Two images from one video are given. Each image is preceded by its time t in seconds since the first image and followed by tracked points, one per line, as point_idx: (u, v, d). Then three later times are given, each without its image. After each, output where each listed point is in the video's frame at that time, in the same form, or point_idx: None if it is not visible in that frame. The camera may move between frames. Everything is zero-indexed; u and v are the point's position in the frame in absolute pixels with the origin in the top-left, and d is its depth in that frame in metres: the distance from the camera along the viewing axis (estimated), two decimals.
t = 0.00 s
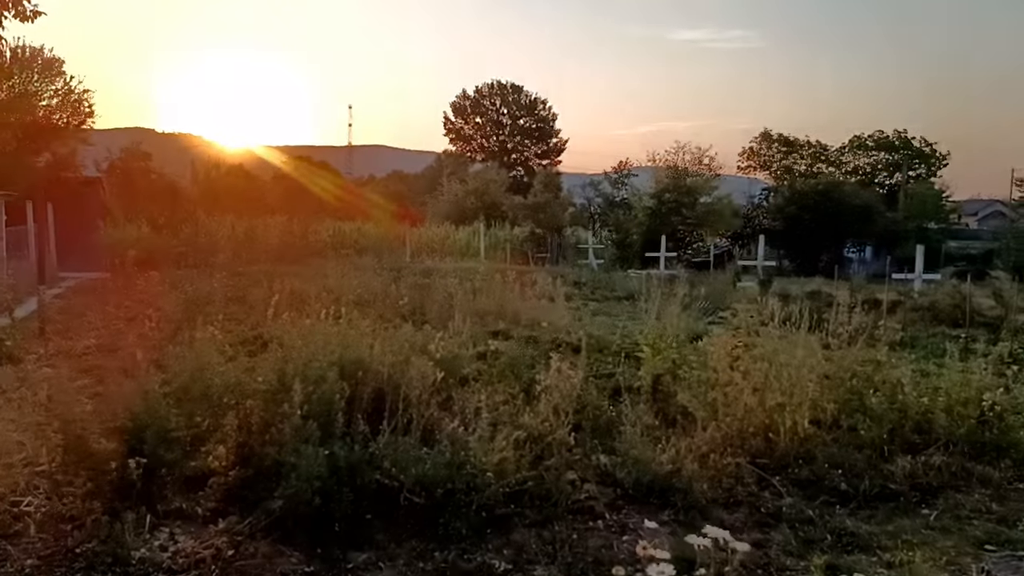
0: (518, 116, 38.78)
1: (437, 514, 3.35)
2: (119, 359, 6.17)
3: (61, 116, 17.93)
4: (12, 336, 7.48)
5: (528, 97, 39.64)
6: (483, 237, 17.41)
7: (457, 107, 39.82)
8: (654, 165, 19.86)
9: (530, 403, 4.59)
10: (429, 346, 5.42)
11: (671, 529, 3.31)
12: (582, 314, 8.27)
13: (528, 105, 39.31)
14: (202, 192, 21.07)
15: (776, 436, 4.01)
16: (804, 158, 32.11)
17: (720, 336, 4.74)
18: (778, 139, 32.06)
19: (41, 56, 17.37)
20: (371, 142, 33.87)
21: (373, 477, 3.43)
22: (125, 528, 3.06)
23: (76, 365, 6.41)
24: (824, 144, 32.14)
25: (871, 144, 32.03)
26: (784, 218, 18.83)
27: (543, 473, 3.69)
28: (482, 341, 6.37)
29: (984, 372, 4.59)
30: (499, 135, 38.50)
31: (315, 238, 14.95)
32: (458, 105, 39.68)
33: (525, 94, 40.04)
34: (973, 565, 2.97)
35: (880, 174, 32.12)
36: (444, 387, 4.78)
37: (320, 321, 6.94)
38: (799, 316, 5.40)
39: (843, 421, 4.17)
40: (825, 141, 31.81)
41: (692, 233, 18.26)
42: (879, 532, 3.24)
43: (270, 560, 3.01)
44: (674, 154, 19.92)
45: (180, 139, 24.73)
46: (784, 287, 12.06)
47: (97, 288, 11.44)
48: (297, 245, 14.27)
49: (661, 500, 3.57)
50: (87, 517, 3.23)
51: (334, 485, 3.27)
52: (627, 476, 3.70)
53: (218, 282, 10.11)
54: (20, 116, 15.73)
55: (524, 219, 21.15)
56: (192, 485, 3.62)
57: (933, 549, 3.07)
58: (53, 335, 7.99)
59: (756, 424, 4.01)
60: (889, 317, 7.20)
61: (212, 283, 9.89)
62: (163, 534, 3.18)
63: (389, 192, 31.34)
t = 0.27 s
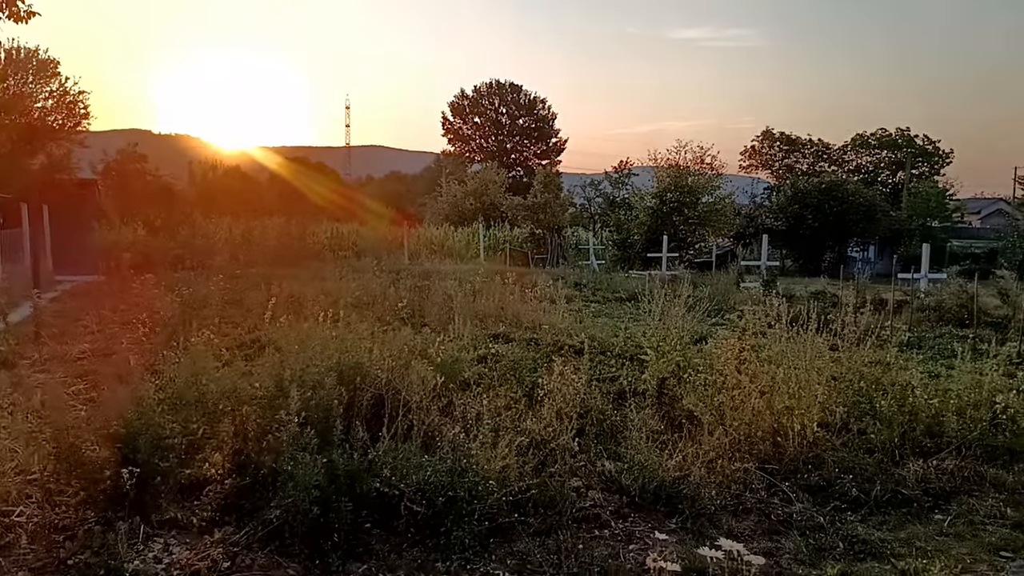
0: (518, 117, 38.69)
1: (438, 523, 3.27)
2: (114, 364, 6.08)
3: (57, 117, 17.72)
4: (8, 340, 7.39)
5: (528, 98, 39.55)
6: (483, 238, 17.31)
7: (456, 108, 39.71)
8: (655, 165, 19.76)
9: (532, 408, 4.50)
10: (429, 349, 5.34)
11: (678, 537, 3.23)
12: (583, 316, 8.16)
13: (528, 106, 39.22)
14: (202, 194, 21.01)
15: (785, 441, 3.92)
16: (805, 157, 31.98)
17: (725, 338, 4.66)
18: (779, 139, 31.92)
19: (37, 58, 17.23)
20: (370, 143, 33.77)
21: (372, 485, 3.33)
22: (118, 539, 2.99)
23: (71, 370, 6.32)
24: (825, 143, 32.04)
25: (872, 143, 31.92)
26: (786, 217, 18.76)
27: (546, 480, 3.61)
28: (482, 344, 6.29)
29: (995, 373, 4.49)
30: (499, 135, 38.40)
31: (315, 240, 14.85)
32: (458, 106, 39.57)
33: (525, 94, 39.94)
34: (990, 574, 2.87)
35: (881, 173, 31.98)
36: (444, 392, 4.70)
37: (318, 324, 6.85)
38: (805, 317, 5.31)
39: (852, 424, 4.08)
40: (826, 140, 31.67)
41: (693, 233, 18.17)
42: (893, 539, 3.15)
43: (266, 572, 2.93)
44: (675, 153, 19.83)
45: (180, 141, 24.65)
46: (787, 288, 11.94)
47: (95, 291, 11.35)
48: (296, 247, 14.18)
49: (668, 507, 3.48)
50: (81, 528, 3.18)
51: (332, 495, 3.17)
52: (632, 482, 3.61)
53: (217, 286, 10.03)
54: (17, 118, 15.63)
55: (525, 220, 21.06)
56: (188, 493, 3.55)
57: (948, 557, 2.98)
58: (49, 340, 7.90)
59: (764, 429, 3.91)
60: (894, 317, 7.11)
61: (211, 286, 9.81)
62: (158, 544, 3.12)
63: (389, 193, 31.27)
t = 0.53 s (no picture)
0: (517, 117, 38.62)
1: (434, 527, 3.22)
2: (109, 366, 6.02)
3: (53, 119, 17.49)
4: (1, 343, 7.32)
5: (527, 98, 39.48)
6: (482, 238, 17.23)
7: (455, 108, 39.63)
8: (654, 165, 19.71)
9: (531, 410, 4.45)
10: (426, 351, 5.28)
11: (678, 541, 3.18)
12: (583, 316, 8.10)
13: (527, 106, 39.14)
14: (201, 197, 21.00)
15: (786, 441, 3.86)
16: (805, 156, 31.88)
17: (725, 338, 4.60)
18: (778, 137, 31.82)
19: (33, 59, 17.04)
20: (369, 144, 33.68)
21: (367, 489, 3.28)
22: (108, 545, 2.97)
23: (67, 373, 6.27)
24: (824, 141, 31.97)
25: (872, 141, 31.87)
26: (786, 216, 18.73)
27: (545, 482, 3.56)
28: (481, 345, 6.24)
29: (1000, 371, 4.44)
30: (498, 136, 38.34)
31: (313, 240, 14.79)
32: (457, 106, 39.48)
33: (524, 94, 39.88)
34: None
35: (881, 171, 31.94)
36: (441, 393, 4.65)
37: (315, 326, 6.79)
38: (805, 316, 5.25)
39: (854, 424, 4.03)
40: (826, 138, 31.61)
41: (693, 232, 18.12)
42: (897, 541, 3.10)
43: None
44: (674, 153, 19.79)
45: (179, 143, 24.62)
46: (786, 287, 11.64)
47: (92, 293, 11.29)
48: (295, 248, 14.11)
49: (668, 510, 3.42)
50: (71, 534, 3.13)
51: (326, 499, 3.12)
52: (632, 485, 3.56)
53: (215, 288, 9.97)
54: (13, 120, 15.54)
55: (524, 220, 21.01)
56: (180, 499, 3.51)
57: (953, 559, 2.93)
58: (44, 342, 7.84)
59: (766, 429, 3.85)
60: (896, 316, 7.05)
61: (209, 288, 9.76)
62: (149, 551, 3.10)
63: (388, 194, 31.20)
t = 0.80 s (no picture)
0: (510, 116, 38.57)
1: (419, 531, 3.17)
2: (94, 368, 5.94)
3: (42, 118, 17.37)
4: None
5: (520, 97, 39.42)
6: (474, 238, 17.17)
7: (448, 107, 39.54)
8: (647, 164, 19.71)
9: (519, 411, 4.40)
10: (413, 352, 5.21)
11: (666, 545, 3.14)
12: (574, 316, 8.06)
13: (520, 105, 39.08)
14: (192, 196, 20.86)
15: (776, 443, 3.82)
16: (798, 155, 31.94)
17: (715, 339, 4.55)
18: (771, 137, 31.87)
19: (21, 57, 16.86)
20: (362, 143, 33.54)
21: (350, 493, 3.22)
22: (85, 550, 2.95)
23: (51, 374, 6.18)
24: (817, 141, 32.05)
25: (864, 141, 31.97)
26: (778, 216, 18.78)
27: (531, 486, 3.51)
28: (470, 345, 6.18)
29: (990, 371, 4.41)
30: (491, 135, 38.28)
31: (304, 240, 14.69)
32: (449, 106, 39.39)
33: (517, 93, 39.82)
34: None
35: (873, 171, 32.05)
36: (429, 395, 4.59)
37: (303, 326, 6.71)
38: (796, 317, 5.20)
39: (844, 426, 3.99)
40: (818, 138, 31.71)
41: (685, 232, 18.11)
42: (885, 544, 3.07)
43: None
44: (667, 152, 19.79)
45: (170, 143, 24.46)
46: (780, 288, 11.30)
47: (80, 293, 11.19)
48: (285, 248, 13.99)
49: (655, 513, 3.39)
50: (48, 540, 3.07)
51: (308, 504, 3.06)
52: (619, 488, 3.52)
53: (205, 287, 9.88)
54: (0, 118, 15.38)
55: (517, 219, 20.98)
56: (161, 503, 3.38)
57: (942, 562, 2.90)
58: (29, 343, 7.75)
59: (755, 431, 3.82)
60: (886, 316, 7.04)
61: (199, 288, 9.67)
62: (126, 557, 3.02)
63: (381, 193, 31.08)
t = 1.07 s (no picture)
0: (490, 116, 38.48)
1: (388, 535, 3.09)
2: (60, 369, 5.76)
3: (13, 115, 16.95)
4: None
5: (500, 97, 39.34)
6: (453, 237, 17.06)
7: (428, 107, 39.34)
8: (625, 164, 19.76)
9: (493, 412, 4.32)
10: (386, 351, 5.08)
11: (638, 547, 3.10)
12: (550, 316, 8.00)
13: (500, 105, 39.01)
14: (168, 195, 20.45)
15: (750, 443, 3.79)
16: (775, 156, 32.23)
17: (690, 338, 4.51)
18: (748, 138, 32.12)
19: None
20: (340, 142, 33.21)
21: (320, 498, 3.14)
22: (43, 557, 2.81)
23: (15, 376, 5.99)
24: (794, 142, 32.37)
25: (840, 142, 32.35)
26: (755, 216, 18.93)
27: (504, 488, 3.44)
28: (446, 345, 6.07)
29: (963, 371, 4.42)
30: (471, 134, 38.17)
31: (280, 240, 14.48)
32: (429, 105, 39.20)
33: (497, 93, 39.74)
34: None
35: (849, 172, 32.42)
36: (401, 396, 4.49)
37: (276, 327, 6.55)
38: (772, 316, 5.17)
39: (819, 426, 3.98)
40: (794, 139, 32.02)
41: (663, 232, 18.16)
42: (858, 545, 3.05)
43: None
44: (645, 152, 19.85)
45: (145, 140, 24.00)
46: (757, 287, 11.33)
47: (48, 293, 10.92)
48: (262, 248, 13.77)
49: (629, 515, 3.34)
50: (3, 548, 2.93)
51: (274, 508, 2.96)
52: (592, 490, 3.47)
53: (178, 287, 9.67)
54: None
55: (496, 219, 20.91)
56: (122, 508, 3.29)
57: (914, 562, 2.88)
58: None
59: (729, 431, 3.79)
60: (861, 315, 7.08)
61: (171, 288, 9.46)
62: (86, 564, 2.91)
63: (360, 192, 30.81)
